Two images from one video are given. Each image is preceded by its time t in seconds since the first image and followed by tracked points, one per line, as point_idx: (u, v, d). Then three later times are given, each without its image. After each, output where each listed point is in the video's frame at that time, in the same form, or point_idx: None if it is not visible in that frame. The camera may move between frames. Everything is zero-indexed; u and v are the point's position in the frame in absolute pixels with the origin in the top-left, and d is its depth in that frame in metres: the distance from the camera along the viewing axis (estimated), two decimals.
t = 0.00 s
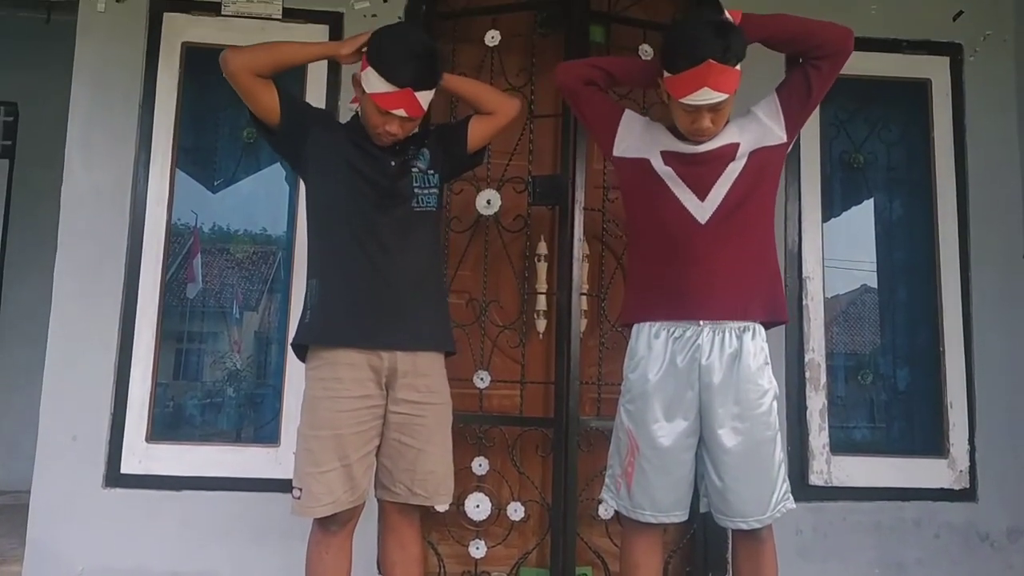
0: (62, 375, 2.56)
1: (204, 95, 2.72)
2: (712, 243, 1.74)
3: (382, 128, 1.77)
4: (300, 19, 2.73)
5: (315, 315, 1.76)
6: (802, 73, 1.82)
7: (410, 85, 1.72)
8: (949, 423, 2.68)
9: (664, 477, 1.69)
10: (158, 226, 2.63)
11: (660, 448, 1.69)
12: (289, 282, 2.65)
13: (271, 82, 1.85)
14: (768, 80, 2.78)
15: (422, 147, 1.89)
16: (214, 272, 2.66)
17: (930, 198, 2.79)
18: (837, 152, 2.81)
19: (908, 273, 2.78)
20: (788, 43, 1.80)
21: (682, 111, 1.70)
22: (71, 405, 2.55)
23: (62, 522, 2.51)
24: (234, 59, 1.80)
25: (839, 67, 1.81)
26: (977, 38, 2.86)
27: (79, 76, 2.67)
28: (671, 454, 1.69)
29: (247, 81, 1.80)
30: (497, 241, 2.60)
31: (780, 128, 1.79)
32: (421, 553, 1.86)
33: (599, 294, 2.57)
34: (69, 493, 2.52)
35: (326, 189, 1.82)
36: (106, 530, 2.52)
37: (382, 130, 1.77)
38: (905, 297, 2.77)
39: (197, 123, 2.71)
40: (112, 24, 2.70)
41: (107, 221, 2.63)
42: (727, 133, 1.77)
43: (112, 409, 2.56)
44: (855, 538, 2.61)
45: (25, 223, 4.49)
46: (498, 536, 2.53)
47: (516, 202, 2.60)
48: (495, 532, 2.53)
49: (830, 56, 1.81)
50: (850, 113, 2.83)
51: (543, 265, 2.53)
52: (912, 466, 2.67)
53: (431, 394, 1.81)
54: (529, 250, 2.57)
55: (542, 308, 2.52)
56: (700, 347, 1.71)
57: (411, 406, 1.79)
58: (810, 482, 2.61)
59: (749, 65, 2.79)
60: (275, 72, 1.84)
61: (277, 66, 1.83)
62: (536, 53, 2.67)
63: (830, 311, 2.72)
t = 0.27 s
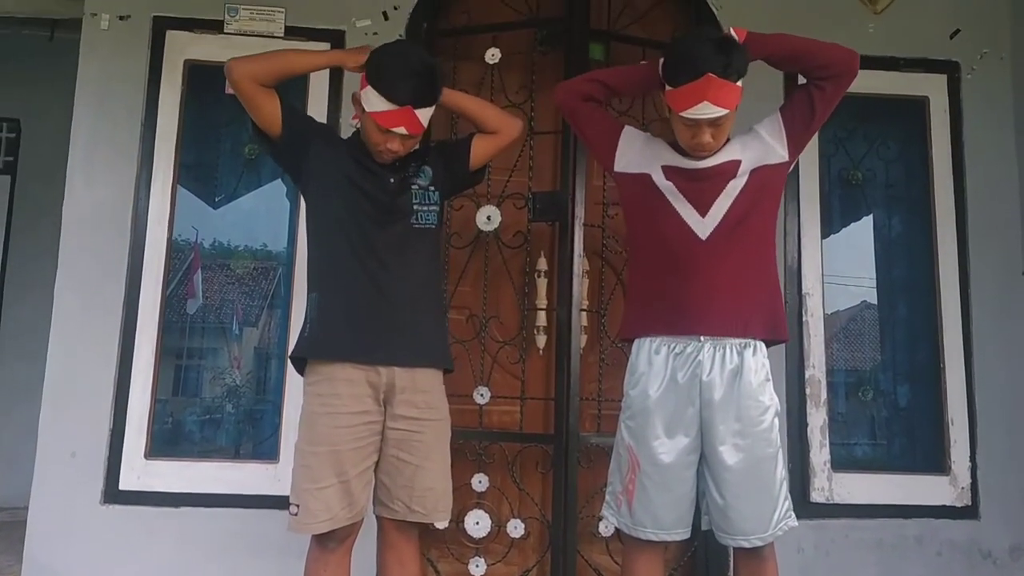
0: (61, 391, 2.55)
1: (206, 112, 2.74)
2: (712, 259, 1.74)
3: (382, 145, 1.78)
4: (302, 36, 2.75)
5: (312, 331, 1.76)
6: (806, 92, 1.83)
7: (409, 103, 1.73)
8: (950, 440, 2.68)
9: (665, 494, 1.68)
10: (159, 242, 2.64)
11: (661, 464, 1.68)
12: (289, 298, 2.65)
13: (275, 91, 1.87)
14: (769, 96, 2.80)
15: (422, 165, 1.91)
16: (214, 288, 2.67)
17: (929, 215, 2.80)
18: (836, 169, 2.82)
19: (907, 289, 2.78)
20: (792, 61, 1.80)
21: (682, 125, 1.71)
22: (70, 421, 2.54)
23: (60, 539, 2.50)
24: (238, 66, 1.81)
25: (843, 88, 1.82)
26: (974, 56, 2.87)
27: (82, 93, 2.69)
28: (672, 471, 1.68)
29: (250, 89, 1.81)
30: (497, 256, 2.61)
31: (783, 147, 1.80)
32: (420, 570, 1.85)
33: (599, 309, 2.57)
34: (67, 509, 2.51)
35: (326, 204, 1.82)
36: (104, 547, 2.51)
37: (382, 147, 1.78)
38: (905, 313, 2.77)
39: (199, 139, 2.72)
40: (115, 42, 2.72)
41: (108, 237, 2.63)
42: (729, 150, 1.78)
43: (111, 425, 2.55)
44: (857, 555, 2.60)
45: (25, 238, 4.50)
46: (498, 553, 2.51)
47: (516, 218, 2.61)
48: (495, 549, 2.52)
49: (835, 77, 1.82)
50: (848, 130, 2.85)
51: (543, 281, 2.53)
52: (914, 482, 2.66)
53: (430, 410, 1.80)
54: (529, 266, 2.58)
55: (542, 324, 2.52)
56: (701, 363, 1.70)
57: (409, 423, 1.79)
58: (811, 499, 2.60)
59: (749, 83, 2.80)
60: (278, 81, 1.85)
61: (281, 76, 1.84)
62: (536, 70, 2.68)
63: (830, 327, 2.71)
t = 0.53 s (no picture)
0: (60, 398, 2.55)
1: (206, 120, 2.75)
2: (711, 266, 1.75)
3: (384, 154, 1.79)
4: (302, 45, 2.76)
5: (312, 338, 1.76)
6: (808, 105, 1.83)
7: (410, 113, 1.73)
8: (951, 448, 2.68)
9: (665, 502, 1.68)
10: (159, 249, 2.64)
11: (661, 472, 1.68)
12: (289, 306, 2.65)
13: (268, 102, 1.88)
14: (767, 106, 2.80)
15: (423, 175, 1.92)
16: (214, 295, 2.67)
17: (928, 223, 2.81)
18: (835, 177, 2.83)
19: (907, 297, 2.78)
20: (792, 74, 1.82)
21: (683, 131, 1.71)
22: (69, 429, 2.54)
23: (59, 546, 2.50)
24: (229, 77, 1.82)
25: (847, 102, 1.82)
26: (972, 65, 2.89)
27: (83, 101, 2.70)
28: (672, 479, 1.68)
29: (245, 101, 1.83)
30: (497, 264, 2.61)
31: (783, 159, 1.80)
32: None
33: (599, 317, 2.57)
34: (66, 517, 2.51)
35: (325, 210, 1.82)
36: (103, 555, 2.50)
37: (385, 156, 1.79)
38: (905, 321, 2.77)
39: (199, 147, 2.73)
40: (116, 50, 2.73)
41: (109, 245, 2.64)
42: (728, 161, 1.79)
43: (110, 433, 2.55)
44: (857, 563, 2.59)
45: (26, 245, 4.50)
46: (498, 561, 2.51)
47: (516, 226, 2.61)
48: (495, 557, 2.51)
49: (837, 91, 1.81)
50: (847, 139, 2.86)
51: (543, 288, 2.54)
52: (914, 490, 2.65)
53: (429, 417, 1.80)
54: (528, 274, 2.58)
55: (542, 331, 2.52)
56: (700, 371, 1.70)
57: (408, 430, 1.79)
58: (811, 507, 2.60)
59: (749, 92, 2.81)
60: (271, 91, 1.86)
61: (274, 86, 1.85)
62: (536, 79, 2.69)
63: (830, 334, 2.71)
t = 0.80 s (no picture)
0: (58, 410, 2.55)
1: (207, 132, 2.75)
2: (710, 278, 1.75)
3: (387, 167, 1.80)
4: (303, 57, 2.78)
5: (312, 349, 1.76)
6: (814, 122, 1.82)
7: (413, 126, 1.74)
8: (951, 461, 2.67)
9: (664, 514, 1.66)
10: (158, 261, 2.65)
11: (659, 483, 1.67)
12: (287, 317, 2.65)
13: (262, 117, 1.88)
14: (765, 119, 2.81)
15: (424, 187, 1.92)
16: (214, 306, 2.67)
17: (927, 235, 2.81)
18: (834, 189, 2.83)
19: (906, 309, 2.78)
20: (796, 93, 1.80)
21: (684, 142, 1.72)
22: (68, 440, 2.54)
23: (56, 559, 2.48)
24: (223, 96, 1.83)
25: (853, 118, 1.81)
26: (969, 78, 2.90)
27: (84, 113, 2.71)
28: (671, 490, 1.67)
29: (238, 118, 1.83)
30: (497, 275, 2.61)
31: (785, 174, 1.80)
32: None
33: (598, 328, 2.57)
34: (63, 529, 2.50)
35: (325, 222, 1.82)
36: (100, 567, 2.49)
37: (387, 168, 1.80)
38: (904, 332, 2.77)
39: (199, 159, 2.74)
40: (118, 62, 2.74)
41: (108, 256, 2.64)
42: (729, 173, 1.79)
43: (108, 444, 2.54)
44: None
45: (25, 256, 4.50)
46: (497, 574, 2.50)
47: (516, 238, 2.61)
48: (494, 569, 2.50)
49: (843, 108, 1.80)
50: (845, 151, 2.87)
51: (543, 300, 2.54)
52: (914, 502, 2.65)
53: (428, 429, 1.80)
54: (528, 286, 2.58)
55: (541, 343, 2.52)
56: (699, 382, 1.70)
57: (408, 441, 1.78)
58: (811, 519, 2.59)
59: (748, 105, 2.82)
60: (265, 106, 1.87)
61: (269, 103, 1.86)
62: (535, 91, 2.70)
63: (829, 346, 2.71)
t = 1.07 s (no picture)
0: (54, 411, 2.54)
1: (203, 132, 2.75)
2: (706, 279, 1.75)
3: (382, 162, 1.79)
4: (299, 58, 2.77)
5: (309, 350, 1.76)
6: (832, 142, 1.82)
7: (410, 118, 1.75)
8: (947, 462, 2.67)
9: (660, 515, 1.67)
10: (155, 262, 2.64)
11: (655, 485, 1.67)
12: (284, 319, 2.65)
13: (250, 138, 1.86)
14: (761, 122, 2.82)
15: (423, 191, 1.93)
16: (210, 307, 2.66)
17: (923, 237, 2.82)
18: (830, 191, 2.84)
19: (902, 311, 2.79)
20: (823, 109, 1.80)
21: (681, 143, 1.72)
22: (63, 441, 2.53)
23: (52, 560, 2.48)
24: (204, 128, 1.83)
25: (868, 148, 1.82)
26: (964, 80, 2.91)
27: (80, 113, 2.70)
28: (667, 492, 1.67)
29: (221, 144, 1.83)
30: (493, 275, 2.61)
31: (789, 183, 1.81)
32: None
33: (595, 329, 2.57)
34: (59, 530, 2.49)
35: (322, 223, 1.82)
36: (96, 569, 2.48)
37: (383, 164, 1.79)
38: (899, 334, 2.77)
39: (196, 160, 2.73)
40: (114, 63, 2.74)
41: (105, 257, 2.63)
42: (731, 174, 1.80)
43: (104, 445, 2.54)
44: None
45: (20, 257, 4.49)
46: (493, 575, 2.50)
47: (513, 239, 2.61)
48: (490, 570, 2.50)
49: (863, 136, 1.81)
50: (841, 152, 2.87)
51: (540, 301, 2.54)
52: (910, 504, 2.65)
53: (426, 430, 1.79)
54: (524, 287, 2.58)
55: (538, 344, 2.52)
56: (694, 384, 1.70)
57: (405, 443, 1.78)
58: (808, 521, 2.59)
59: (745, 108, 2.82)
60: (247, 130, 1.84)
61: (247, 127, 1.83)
62: (532, 93, 2.70)
63: (825, 347, 2.72)
